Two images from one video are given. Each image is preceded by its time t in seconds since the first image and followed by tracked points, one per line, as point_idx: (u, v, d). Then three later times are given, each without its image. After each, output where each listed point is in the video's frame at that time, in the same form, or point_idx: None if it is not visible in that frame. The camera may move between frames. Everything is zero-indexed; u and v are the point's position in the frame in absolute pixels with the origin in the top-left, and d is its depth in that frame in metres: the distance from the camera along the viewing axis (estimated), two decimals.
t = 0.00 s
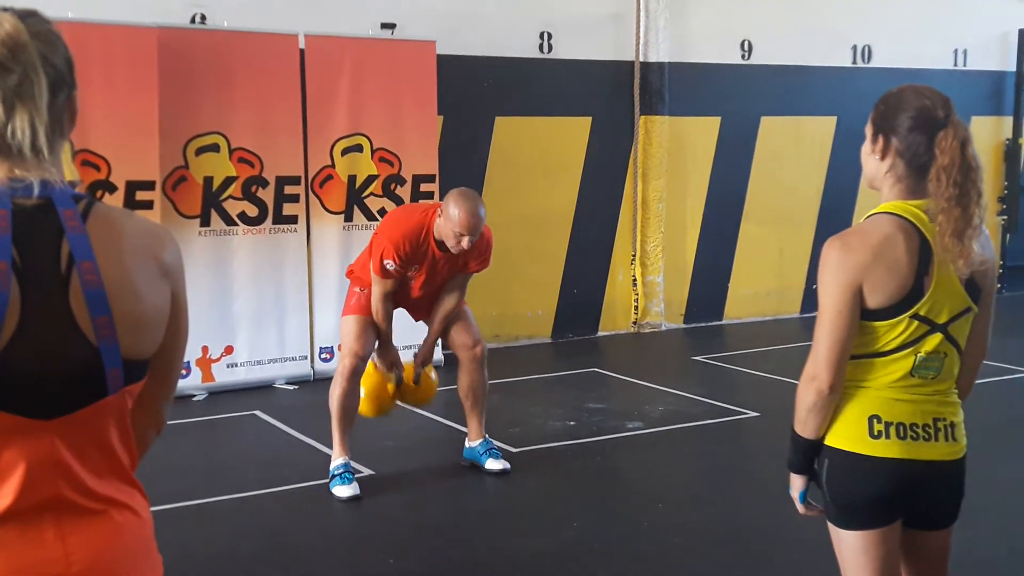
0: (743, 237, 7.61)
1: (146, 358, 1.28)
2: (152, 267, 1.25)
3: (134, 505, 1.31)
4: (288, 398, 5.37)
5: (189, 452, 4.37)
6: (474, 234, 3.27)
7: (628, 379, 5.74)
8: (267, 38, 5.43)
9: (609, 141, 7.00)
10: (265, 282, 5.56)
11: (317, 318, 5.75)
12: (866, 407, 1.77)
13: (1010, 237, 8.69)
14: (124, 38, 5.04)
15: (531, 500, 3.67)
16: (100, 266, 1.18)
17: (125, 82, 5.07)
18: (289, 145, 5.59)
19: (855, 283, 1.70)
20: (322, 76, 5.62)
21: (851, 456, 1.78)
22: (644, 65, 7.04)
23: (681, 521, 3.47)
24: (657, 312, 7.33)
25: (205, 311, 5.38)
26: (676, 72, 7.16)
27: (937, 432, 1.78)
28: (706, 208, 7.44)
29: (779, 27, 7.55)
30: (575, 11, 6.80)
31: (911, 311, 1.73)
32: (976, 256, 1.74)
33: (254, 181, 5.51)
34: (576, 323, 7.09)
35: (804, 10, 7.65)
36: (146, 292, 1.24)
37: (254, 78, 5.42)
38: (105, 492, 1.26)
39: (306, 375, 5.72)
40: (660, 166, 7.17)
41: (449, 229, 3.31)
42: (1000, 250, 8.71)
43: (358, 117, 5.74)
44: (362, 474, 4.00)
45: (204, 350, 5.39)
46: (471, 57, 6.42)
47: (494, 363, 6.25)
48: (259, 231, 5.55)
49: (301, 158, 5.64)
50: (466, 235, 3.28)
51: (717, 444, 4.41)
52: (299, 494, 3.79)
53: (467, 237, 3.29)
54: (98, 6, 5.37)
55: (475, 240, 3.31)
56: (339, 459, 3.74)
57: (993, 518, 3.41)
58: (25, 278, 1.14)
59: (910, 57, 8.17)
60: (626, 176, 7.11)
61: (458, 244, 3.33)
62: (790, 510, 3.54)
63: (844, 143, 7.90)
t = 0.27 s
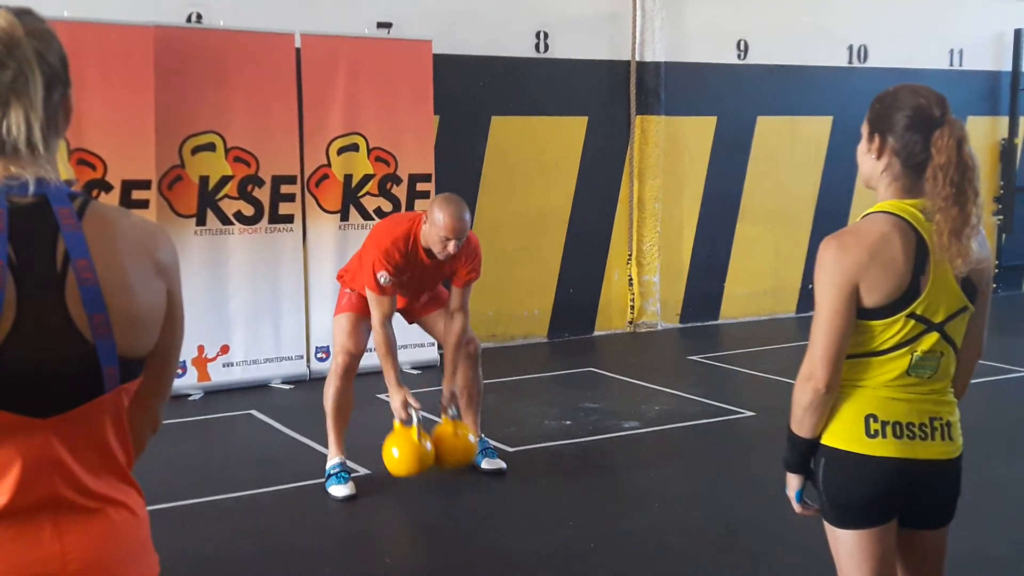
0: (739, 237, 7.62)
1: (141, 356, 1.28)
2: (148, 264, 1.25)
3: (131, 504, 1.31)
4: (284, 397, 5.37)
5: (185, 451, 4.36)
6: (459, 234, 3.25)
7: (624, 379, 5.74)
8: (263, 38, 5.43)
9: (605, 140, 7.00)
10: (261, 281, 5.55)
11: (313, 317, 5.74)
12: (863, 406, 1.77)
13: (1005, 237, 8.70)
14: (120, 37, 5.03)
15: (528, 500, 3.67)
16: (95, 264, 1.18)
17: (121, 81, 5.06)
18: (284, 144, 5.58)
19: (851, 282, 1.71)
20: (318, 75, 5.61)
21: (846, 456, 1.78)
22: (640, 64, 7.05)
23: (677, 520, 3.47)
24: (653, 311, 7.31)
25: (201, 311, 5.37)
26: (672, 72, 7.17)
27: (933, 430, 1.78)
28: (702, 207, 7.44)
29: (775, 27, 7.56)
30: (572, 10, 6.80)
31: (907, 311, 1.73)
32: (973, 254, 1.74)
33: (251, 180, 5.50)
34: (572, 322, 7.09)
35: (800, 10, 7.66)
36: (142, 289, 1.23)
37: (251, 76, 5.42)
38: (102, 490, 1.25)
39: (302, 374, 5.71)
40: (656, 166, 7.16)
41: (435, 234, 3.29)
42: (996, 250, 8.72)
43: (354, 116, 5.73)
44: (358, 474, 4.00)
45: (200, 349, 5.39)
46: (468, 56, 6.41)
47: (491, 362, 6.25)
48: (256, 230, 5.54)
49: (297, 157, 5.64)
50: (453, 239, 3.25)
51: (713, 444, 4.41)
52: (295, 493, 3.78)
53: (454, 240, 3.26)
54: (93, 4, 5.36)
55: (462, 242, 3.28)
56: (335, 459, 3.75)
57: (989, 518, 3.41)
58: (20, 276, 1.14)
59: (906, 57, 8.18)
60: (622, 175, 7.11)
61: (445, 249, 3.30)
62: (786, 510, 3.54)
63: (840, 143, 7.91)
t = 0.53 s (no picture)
0: (738, 236, 7.62)
1: (141, 355, 1.28)
2: (148, 263, 1.25)
3: (131, 501, 1.31)
4: (284, 397, 5.37)
5: (184, 450, 4.36)
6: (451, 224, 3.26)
7: (623, 378, 5.75)
8: (263, 37, 5.43)
9: (604, 140, 7.01)
10: (260, 280, 5.55)
11: (313, 317, 5.75)
12: (861, 406, 1.78)
13: (1005, 237, 8.70)
14: (119, 36, 5.04)
15: (527, 499, 3.67)
16: (96, 262, 1.18)
17: (120, 80, 5.07)
18: (283, 144, 5.58)
19: (851, 281, 1.71)
20: (317, 75, 5.62)
21: (846, 455, 1.79)
22: (639, 64, 7.05)
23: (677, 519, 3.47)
24: (652, 310, 7.31)
25: (200, 310, 5.38)
26: (671, 71, 7.18)
27: (932, 429, 1.79)
28: (701, 207, 7.45)
29: (775, 27, 7.56)
30: (571, 10, 6.80)
31: (906, 310, 1.73)
32: (972, 251, 1.75)
33: (250, 179, 5.50)
34: (571, 322, 7.09)
35: (799, 9, 7.67)
36: (141, 288, 1.24)
37: (250, 76, 5.42)
38: (102, 487, 1.26)
39: (301, 373, 5.71)
40: (655, 166, 7.17)
41: (427, 229, 3.30)
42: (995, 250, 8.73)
43: (354, 116, 5.73)
44: (357, 473, 4.01)
45: (199, 348, 5.39)
46: (467, 56, 6.42)
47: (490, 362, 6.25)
48: (255, 230, 5.54)
49: (296, 156, 5.64)
50: (445, 229, 3.27)
51: (712, 443, 4.41)
52: (295, 492, 3.79)
53: (446, 230, 3.27)
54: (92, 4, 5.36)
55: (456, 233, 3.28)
56: (335, 457, 3.74)
57: (988, 518, 3.42)
58: (20, 273, 1.14)
59: (905, 56, 8.19)
60: (621, 175, 7.12)
61: (440, 243, 3.31)
62: (786, 510, 3.55)
63: (839, 142, 7.92)
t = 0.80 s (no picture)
0: (739, 236, 7.64)
1: (144, 354, 1.30)
2: (151, 263, 1.27)
3: (135, 500, 1.33)
4: (285, 396, 5.39)
5: (186, 450, 4.38)
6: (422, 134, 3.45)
7: (623, 378, 5.76)
8: (264, 38, 5.46)
9: (605, 140, 7.03)
10: (262, 281, 5.57)
11: (314, 317, 5.77)
12: (862, 405, 1.80)
13: (1005, 237, 8.71)
14: (121, 38, 5.06)
15: (528, 498, 3.69)
16: (99, 262, 1.20)
17: (122, 82, 5.09)
18: (285, 144, 5.60)
19: (851, 279, 1.73)
20: (318, 76, 5.64)
21: (847, 454, 1.80)
22: (639, 64, 7.07)
23: (676, 519, 3.49)
24: (653, 310, 7.33)
25: (202, 310, 5.40)
26: (671, 72, 7.19)
27: (932, 428, 1.80)
28: (702, 207, 7.46)
29: (775, 28, 7.58)
30: (571, 10, 6.82)
31: (905, 309, 1.75)
32: (971, 249, 1.77)
33: (252, 180, 5.53)
34: (572, 322, 7.11)
35: (799, 9, 7.68)
36: (144, 287, 1.26)
37: (252, 77, 5.44)
38: (106, 486, 1.28)
39: (303, 373, 5.73)
40: (655, 166, 7.18)
41: (403, 153, 3.49)
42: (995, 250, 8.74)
43: (354, 117, 5.75)
44: (359, 472, 4.02)
45: (201, 348, 5.42)
46: (468, 57, 6.44)
47: (491, 362, 6.27)
48: (257, 230, 5.56)
49: (297, 157, 5.66)
50: (421, 143, 3.46)
51: (712, 443, 4.43)
52: (296, 491, 3.81)
53: (422, 145, 3.46)
54: (95, 5, 5.38)
55: (429, 146, 3.47)
56: (337, 457, 3.75)
57: (985, 517, 3.43)
58: (24, 272, 1.16)
59: (905, 56, 8.20)
60: (621, 175, 7.13)
61: (419, 163, 3.49)
62: (784, 509, 3.56)
63: (839, 142, 7.93)
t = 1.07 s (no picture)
0: (741, 238, 7.60)
1: (145, 356, 1.26)
2: (153, 264, 1.23)
3: (135, 503, 1.29)
4: (286, 399, 5.34)
5: (185, 452, 4.34)
6: (394, 74, 3.43)
7: (625, 380, 5.72)
8: (265, 38, 5.42)
9: (607, 141, 6.99)
10: (261, 282, 5.53)
11: (314, 318, 5.73)
12: (863, 404, 1.77)
13: (1009, 238, 8.68)
14: (121, 37, 5.02)
15: (530, 502, 3.65)
16: (100, 263, 1.16)
17: (121, 81, 5.05)
18: (285, 144, 5.56)
19: (849, 276, 1.71)
20: (319, 76, 5.60)
21: (851, 453, 1.77)
22: (642, 65, 7.04)
23: (680, 522, 3.45)
24: (655, 312, 7.30)
25: (201, 312, 5.36)
26: (674, 72, 7.16)
27: (936, 427, 1.77)
28: (704, 208, 7.42)
29: (778, 28, 7.54)
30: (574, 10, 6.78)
31: (906, 307, 1.73)
32: (972, 245, 1.75)
33: (252, 181, 5.48)
34: (573, 323, 7.06)
35: (803, 9, 7.64)
36: (145, 289, 1.21)
37: (252, 77, 5.41)
38: (106, 489, 1.24)
39: (303, 375, 5.69)
40: (658, 167, 7.15)
41: (377, 100, 3.47)
42: (999, 251, 8.71)
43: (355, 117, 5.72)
44: (359, 475, 3.98)
45: (200, 350, 5.37)
46: (469, 57, 6.40)
47: (492, 364, 6.22)
48: (257, 231, 5.52)
49: (298, 158, 5.62)
50: (393, 85, 3.42)
51: (716, 445, 4.39)
52: (296, 494, 3.76)
53: (394, 88, 3.43)
54: (94, 5, 5.34)
55: (403, 87, 3.44)
56: (338, 459, 3.69)
57: (995, 519, 3.39)
58: (24, 275, 1.12)
59: (909, 57, 8.17)
60: (623, 176, 7.10)
61: (392, 105, 3.45)
62: (790, 512, 3.52)
63: (843, 143, 7.90)
